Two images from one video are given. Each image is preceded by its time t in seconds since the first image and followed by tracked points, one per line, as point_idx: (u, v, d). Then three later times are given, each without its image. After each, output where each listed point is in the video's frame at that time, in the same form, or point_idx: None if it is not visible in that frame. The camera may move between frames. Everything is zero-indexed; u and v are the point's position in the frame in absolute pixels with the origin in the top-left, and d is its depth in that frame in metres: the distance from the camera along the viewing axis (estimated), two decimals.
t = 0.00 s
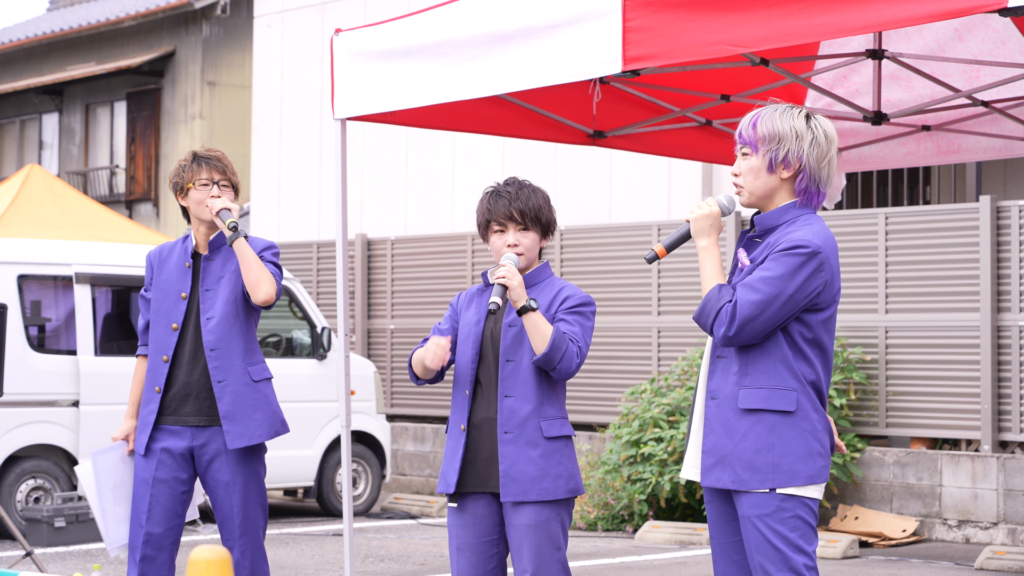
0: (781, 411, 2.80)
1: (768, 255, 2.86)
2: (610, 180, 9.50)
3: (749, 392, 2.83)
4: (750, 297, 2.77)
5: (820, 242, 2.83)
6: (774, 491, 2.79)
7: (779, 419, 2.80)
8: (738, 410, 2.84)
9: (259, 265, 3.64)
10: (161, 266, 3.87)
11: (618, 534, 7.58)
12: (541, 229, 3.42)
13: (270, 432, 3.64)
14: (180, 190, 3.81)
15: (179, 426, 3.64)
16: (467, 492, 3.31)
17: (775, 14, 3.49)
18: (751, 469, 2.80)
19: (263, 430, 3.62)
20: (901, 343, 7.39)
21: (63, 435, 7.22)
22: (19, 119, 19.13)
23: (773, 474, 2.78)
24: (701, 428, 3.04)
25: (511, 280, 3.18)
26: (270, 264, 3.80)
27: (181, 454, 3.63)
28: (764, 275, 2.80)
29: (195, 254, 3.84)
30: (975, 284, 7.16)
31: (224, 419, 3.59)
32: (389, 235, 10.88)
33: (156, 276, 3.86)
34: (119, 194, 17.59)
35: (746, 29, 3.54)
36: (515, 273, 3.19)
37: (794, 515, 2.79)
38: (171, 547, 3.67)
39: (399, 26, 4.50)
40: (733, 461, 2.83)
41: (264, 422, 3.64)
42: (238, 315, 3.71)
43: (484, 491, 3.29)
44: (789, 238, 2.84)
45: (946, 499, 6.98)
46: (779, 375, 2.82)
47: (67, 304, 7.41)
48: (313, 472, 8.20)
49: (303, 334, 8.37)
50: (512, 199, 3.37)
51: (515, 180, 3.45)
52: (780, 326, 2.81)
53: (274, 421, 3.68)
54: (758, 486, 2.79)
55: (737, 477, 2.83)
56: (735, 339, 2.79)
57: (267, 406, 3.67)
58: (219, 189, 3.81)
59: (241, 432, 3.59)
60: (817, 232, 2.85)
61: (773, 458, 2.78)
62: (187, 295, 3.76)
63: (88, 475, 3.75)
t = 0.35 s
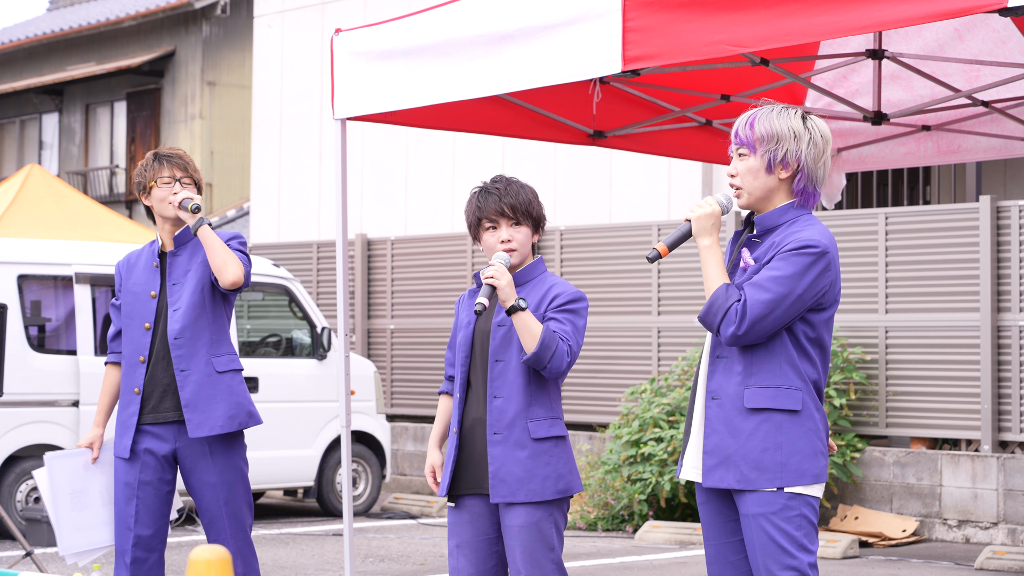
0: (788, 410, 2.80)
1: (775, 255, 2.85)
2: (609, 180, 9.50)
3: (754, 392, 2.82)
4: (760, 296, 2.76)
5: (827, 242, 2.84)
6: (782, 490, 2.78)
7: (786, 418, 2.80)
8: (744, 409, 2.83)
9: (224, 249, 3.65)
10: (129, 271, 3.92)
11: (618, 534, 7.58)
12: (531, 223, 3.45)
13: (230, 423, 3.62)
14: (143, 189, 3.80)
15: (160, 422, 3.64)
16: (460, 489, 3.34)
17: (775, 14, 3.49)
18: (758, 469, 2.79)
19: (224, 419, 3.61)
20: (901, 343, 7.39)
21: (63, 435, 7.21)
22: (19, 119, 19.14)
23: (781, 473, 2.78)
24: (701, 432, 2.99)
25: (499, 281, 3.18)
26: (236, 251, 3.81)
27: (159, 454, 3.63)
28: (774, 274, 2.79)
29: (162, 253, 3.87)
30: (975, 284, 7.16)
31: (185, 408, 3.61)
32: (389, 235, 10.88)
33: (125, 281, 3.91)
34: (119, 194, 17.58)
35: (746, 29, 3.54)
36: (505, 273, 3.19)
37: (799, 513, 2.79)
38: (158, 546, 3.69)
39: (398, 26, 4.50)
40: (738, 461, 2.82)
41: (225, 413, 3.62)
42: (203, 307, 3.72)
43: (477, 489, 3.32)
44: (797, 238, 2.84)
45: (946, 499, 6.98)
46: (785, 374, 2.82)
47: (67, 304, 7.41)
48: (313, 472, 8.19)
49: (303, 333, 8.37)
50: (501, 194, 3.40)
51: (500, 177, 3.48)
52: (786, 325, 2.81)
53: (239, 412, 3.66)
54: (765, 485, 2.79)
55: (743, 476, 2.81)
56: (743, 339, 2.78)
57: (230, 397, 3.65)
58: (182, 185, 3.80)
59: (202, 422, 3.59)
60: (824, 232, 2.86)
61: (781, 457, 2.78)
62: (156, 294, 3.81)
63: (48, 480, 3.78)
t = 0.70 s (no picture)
0: (785, 410, 2.80)
1: (773, 254, 2.85)
2: (609, 180, 9.50)
3: (752, 391, 2.82)
4: (757, 295, 2.76)
5: (825, 242, 2.84)
6: (778, 488, 2.79)
7: (783, 418, 2.80)
8: (741, 409, 2.83)
9: (212, 257, 3.64)
10: (110, 275, 3.91)
11: (617, 534, 7.58)
12: (525, 222, 3.44)
13: (212, 429, 3.63)
14: (125, 190, 3.79)
15: (145, 425, 3.65)
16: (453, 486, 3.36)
17: (774, 13, 3.49)
18: (755, 468, 2.79)
19: (204, 426, 3.63)
20: (901, 343, 7.39)
21: (63, 435, 7.20)
22: (19, 119, 19.13)
23: (778, 472, 2.77)
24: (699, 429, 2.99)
25: (488, 282, 3.18)
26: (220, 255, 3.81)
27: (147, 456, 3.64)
28: (772, 273, 2.79)
29: (143, 257, 3.86)
30: (975, 284, 7.16)
31: (166, 413, 3.62)
32: (389, 235, 10.88)
33: (107, 284, 3.90)
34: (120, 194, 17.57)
35: (746, 29, 3.54)
36: (495, 273, 3.20)
37: (796, 512, 2.80)
38: (149, 547, 3.71)
39: (398, 26, 4.51)
40: (736, 461, 2.82)
41: (206, 419, 3.63)
42: (187, 311, 3.73)
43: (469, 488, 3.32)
44: (794, 238, 2.84)
45: (946, 499, 6.98)
46: (782, 374, 2.82)
47: (66, 304, 7.41)
48: (313, 472, 8.19)
49: (303, 333, 8.38)
50: (496, 194, 3.40)
51: (498, 176, 3.48)
52: (783, 325, 2.81)
53: (222, 417, 3.68)
54: (762, 484, 2.79)
55: (740, 476, 2.81)
56: (740, 338, 2.78)
57: (213, 402, 3.67)
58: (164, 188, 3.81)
59: (182, 428, 3.61)
60: (822, 232, 2.86)
61: (778, 457, 2.77)
62: (140, 297, 3.79)
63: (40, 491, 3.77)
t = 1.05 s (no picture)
0: (785, 408, 2.80)
1: (772, 254, 2.85)
2: (609, 180, 9.50)
3: (751, 390, 2.81)
4: (757, 295, 2.76)
5: (824, 242, 2.84)
6: (779, 487, 2.79)
7: (783, 416, 2.80)
8: (741, 408, 2.83)
9: (216, 302, 3.65)
10: (97, 273, 3.87)
11: (618, 534, 7.58)
12: (509, 227, 3.39)
13: (210, 435, 3.66)
14: (112, 191, 3.80)
15: (137, 426, 3.65)
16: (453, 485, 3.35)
17: (775, 13, 3.49)
18: (755, 466, 2.79)
19: (205, 432, 3.65)
20: (901, 343, 7.39)
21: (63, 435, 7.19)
22: (19, 118, 19.13)
23: (777, 470, 2.78)
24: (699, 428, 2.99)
25: (484, 282, 3.18)
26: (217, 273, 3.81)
27: (143, 457, 3.64)
28: (771, 273, 2.79)
29: (132, 256, 3.84)
30: (975, 284, 7.16)
31: (165, 420, 3.64)
32: (389, 234, 10.88)
33: (95, 282, 3.85)
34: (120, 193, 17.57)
35: (745, 29, 3.54)
36: (491, 274, 3.20)
37: (795, 511, 2.80)
38: (145, 548, 3.73)
39: (398, 26, 4.51)
40: (735, 460, 2.82)
41: (206, 425, 3.66)
42: (183, 316, 3.73)
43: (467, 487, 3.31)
44: (794, 237, 2.84)
45: (946, 499, 6.98)
46: (782, 373, 2.82)
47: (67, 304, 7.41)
48: (313, 472, 8.19)
49: (303, 333, 8.38)
50: (475, 201, 3.38)
51: (486, 180, 3.45)
52: (783, 325, 2.81)
53: (218, 424, 3.71)
54: (762, 483, 2.78)
55: (739, 475, 2.81)
56: (741, 338, 2.78)
57: (211, 409, 3.69)
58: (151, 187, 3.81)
59: (182, 435, 3.63)
60: (820, 231, 2.86)
61: (778, 455, 2.78)
62: (130, 298, 3.77)
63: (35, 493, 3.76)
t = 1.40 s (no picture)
0: (798, 406, 2.80)
1: (785, 253, 2.85)
2: (610, 180, 9.50)
3: (764, 389, 2.81)
4: (777, 295, 2.75)
5: (835, 239, 2.86)
6: (795, 486, 2.78)
7: (798, 415, 2.80)
8: (754, 406, 2.82)
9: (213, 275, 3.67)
10: (88, 271, 3.86)
11: (618, 534, 7.58)
12: (511, 228, 3.38)
13: (210, 432, 3.68)
14: (107, 192, 3.80)
15: (135, 426, 3.65)
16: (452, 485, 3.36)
17: (774, 13, 3.49)
18: (771, 465, 2.78)
19: (205, 429, 3.68)
20: (902, 343, 7.39)
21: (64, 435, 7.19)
22: (19, 119, 19.14)
23: (795, 469, 2.77)
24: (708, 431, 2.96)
25: (474, 279, 3.19)
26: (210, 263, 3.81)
27: (146, 458, 3.65)
28: (788, 272, 2.79)
29: (126, 255, 3.83)
30: (976, 284, 7.16)
31: (165, 417, 3.64)
32: (389, 235, 10.89)
33: (87, 282, 3.85)
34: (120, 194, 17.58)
35: (746, 28, 3.54)
36: (480, 271, 3.21)
37: (809, 510, 2.79)
38: (144, 548, 3.74)
39: (398, 26, 4.51)
40: (750, 459, 2.80)
41: (205, 422, 3.68)
42: (179, 313, 3.75)
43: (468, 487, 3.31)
44: (806, 236, 2.85)
45: (947, 499, 6.98)
46: (794, 371, 2.83)
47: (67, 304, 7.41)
48: (314, 472, 8.19)
49: (304, 334, 8.39)
50: (479, 200, 3.38)
51: (491, 180, 3.46)
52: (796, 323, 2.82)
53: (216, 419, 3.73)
54: (779, 482, 2.77)
55: (755, 474, 2.80)
56: (762, 339, 2.76)
57: (210, 405, 3.72)
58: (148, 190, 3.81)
59: (183, 431, 3.64)
60: (830, 229, 2.88)
61: (794, 453, 2.77)
62: (125, 297, 3.76)
63: (24, 488, 3.75)
